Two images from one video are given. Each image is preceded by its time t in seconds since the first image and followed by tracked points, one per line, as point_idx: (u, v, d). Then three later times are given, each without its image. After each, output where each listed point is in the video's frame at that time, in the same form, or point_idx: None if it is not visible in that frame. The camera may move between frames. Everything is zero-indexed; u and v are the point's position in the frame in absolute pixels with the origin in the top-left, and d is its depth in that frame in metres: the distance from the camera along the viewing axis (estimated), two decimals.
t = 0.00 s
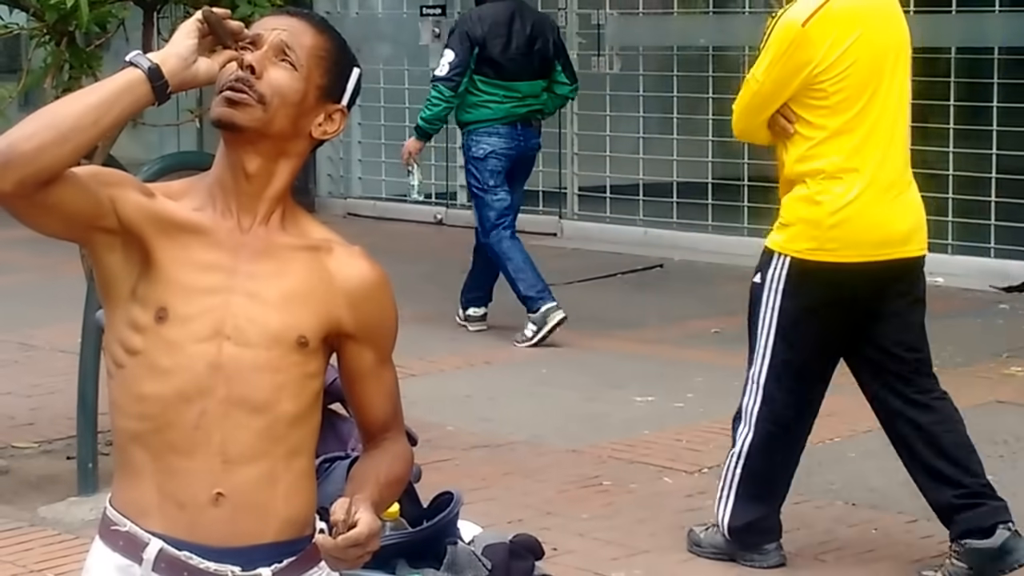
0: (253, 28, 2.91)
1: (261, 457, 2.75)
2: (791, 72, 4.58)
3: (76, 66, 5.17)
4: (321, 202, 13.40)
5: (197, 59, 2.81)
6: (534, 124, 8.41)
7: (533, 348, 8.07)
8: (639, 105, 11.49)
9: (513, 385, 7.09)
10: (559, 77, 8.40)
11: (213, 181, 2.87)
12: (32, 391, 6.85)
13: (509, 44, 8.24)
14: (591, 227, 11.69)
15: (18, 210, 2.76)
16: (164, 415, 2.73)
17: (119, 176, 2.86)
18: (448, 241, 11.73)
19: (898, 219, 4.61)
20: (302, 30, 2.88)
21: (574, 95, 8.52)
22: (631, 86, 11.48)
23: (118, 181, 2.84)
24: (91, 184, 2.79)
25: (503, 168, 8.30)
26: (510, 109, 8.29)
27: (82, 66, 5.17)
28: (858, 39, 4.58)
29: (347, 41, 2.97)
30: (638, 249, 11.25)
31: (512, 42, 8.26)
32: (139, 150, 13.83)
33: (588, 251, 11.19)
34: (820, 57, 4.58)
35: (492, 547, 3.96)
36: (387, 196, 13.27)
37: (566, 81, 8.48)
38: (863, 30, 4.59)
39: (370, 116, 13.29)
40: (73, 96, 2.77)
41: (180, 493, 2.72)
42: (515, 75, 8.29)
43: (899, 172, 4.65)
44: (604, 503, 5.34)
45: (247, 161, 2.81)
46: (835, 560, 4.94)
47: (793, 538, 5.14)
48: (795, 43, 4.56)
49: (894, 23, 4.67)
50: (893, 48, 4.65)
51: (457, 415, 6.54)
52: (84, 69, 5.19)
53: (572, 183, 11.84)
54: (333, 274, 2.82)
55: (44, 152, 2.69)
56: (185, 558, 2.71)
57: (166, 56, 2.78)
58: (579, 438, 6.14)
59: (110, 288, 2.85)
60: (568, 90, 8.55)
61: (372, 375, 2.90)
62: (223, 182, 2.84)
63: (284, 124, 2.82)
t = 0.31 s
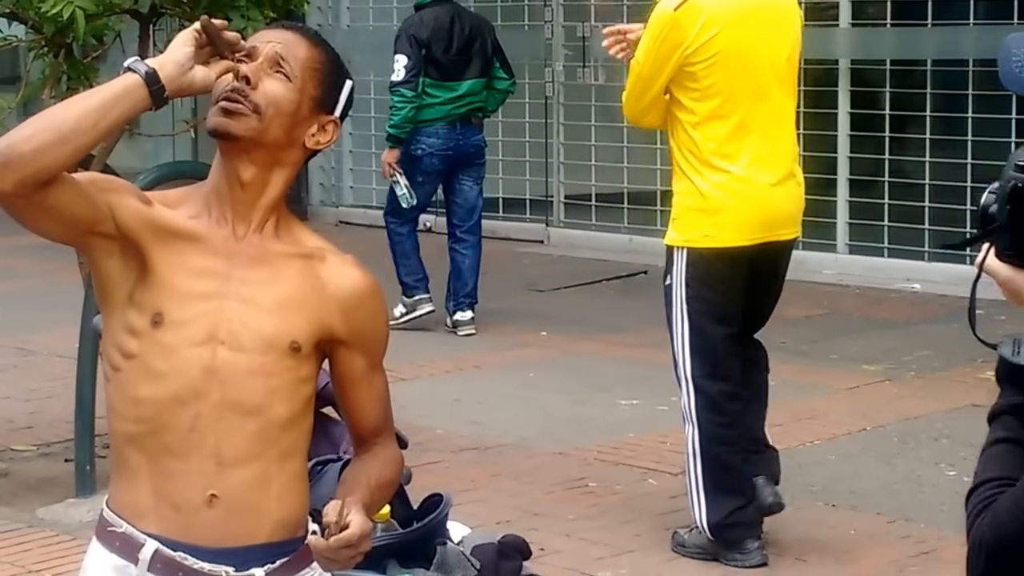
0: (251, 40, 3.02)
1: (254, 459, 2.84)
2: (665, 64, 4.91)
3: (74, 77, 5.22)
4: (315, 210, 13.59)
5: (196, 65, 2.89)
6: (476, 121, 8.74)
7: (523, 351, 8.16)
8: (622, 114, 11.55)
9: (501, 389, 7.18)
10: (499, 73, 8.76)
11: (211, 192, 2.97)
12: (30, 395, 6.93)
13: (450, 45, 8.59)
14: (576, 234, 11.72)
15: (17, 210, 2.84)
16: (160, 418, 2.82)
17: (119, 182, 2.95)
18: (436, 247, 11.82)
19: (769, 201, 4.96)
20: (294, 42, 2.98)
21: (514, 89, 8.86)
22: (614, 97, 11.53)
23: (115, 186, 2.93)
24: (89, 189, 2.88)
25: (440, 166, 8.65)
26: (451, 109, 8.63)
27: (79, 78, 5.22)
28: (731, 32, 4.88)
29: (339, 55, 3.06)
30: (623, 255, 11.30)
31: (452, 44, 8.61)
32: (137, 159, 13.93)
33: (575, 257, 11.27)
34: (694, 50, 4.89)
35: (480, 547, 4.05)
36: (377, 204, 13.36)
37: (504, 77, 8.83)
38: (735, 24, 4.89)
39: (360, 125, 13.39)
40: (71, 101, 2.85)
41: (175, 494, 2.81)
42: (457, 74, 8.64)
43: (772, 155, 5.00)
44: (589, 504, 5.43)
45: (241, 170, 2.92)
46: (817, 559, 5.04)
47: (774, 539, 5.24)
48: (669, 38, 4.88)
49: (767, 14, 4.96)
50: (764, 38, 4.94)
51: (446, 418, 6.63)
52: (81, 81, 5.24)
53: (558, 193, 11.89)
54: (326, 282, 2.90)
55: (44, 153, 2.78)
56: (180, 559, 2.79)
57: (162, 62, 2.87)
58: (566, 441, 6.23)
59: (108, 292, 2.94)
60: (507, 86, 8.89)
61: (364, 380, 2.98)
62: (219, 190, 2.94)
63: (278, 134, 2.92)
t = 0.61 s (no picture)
0: (251, 43, 3.02)
1: (253, 464, 2.80)
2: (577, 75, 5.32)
3: (75, 79, 5.23)
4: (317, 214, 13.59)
5: (156, 75, 2.84)
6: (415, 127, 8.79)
7: (527, 358, 8.12)
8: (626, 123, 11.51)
9: (502, 395, 7.13)
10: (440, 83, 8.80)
11: (210, 194, 2.94)
12: (28, 397, 6.90)
13: (393, 53, 8.59)
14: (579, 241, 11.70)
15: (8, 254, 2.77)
16: (158, 424, 2.78)
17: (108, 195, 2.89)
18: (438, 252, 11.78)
19: (679, 219, 5.30)
20: (295, 45, 2.98)
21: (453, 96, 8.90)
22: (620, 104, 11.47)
23: (102, 202, 2.87)
24: (78, 216, 2.82)
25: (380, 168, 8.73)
26: (391, 115, 8.66)
27: (80, 80, 5.23)
28: (645, 54, 5.22)
29: (339, 56, 3.07)
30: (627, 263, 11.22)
31: (395, 52, 8.61)
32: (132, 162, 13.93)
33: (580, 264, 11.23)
34: (609, 65, 5.28)
35: (483, 555, 4.02)
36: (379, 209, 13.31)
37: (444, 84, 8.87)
38: (651, 48, 5.23)
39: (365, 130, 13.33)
40: (45, 131, 2.77)
41: (174, 500, 2.77)
42: (398, 81, 8.66)
43: (685, 173, 5.33)
44: (591, 514, 5.40)
45: (242, 174, 2.89)
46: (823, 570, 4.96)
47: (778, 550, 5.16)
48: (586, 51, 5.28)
49: (689, 42, 5.28)
50: (679, 66, 5.26)
51: (447, 424, 6.59)
52: (81, 82, 5.23)
53: (563, 198, 11.82)
54: (328, 288, 2.87)
55: (24, 198, 2.69)
56: (179, 563, 2.75)
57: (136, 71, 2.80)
58: (568, 448, 6.17)
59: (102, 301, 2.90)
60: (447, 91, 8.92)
61: (365, 385, 2.94)
62: (219, 193, 2.91)
63: (280, 137, 2.91)
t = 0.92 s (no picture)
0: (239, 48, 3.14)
1: (251, 459, 2.93)
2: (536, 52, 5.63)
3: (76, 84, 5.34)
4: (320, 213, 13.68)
5: (94, 122, 2.82)
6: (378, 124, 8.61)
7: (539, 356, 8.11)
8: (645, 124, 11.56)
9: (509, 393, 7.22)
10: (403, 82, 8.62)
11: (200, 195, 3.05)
12: (31, 392, 7.12)
13: (354, 50, 8.44)
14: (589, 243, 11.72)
15: None
16: (155, 423, 2.89)
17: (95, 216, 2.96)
18: (449, 253, 11.91)
19: (617, 193, 5.72)
20: (284, 49, 3.13)
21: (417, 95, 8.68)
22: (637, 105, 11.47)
23: (86, 225, 2.94)
24: (60, 261, 2.86)
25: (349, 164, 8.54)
26: (358, 110, 8.50)
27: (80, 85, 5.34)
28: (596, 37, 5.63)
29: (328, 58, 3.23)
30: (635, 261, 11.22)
31: (358, 50, 8.46)
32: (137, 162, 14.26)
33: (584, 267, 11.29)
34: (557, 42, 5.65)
35: (482, 548, 4.04)
36: (384, 208, 13.45)
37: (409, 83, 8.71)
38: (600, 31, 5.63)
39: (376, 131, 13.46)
40: None
41: (173, 493, 2.88)
42: (361, 78, 8.49)
43: (625, 151, 5.73)
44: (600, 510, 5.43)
45: (233, 179, 3.00)
46: (841, 568, 4.90)
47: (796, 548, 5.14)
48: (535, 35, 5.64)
49: (635, 25, 5.67)
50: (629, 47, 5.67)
51: (449, 422, 6.71)
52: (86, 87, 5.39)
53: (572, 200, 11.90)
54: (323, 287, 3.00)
55: None
56: (177, 551, 2.86)
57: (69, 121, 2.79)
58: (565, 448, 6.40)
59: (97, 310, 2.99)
60: (412, 92, 8.74)
61: (364, 375, 3.07)
62: (210, 195, 3.02)
63: (272, 140, 3.05)
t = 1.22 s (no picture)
0: (206, 49, 3.13)
1: (255, 459, 2.99)
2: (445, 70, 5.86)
3: (79, 84, 5.34)
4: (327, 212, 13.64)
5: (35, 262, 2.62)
6: (337, 119, 8.87)
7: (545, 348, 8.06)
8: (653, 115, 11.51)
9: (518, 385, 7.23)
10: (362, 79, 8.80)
11: (174, 204, 3.07)
12: (35, 390, 7.21)
13: (316, 49, 8.54)
14: (598, 235, 11.67)
15: None
16: (157, 430, 2.96)
17: (77, 251, 2.99)
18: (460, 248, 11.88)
19: (527, 198, 5.98)
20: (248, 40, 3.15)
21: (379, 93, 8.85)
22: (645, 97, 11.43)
23: (68, 263, 2.97)
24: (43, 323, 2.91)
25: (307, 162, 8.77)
26: (315, 109, 8.70)
27: (84, 85, 5.34)
28: (499, 52, 5.87)
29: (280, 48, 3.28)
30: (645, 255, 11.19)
31: (321, 47, 8.60)
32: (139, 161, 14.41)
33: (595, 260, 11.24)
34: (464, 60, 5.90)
35: (488, 539, 4.06)
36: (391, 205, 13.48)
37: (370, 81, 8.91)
38: (502, 46, 5.87)
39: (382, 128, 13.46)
40: None
41: (175, 492, 2.94)
42: (323, 76, 8.64)
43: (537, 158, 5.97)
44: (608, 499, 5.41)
45: (218, 181, 3.03)
46: (846, 556, 4.88)
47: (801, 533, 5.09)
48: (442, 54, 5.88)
49: (539, 36, 5.92)
50: (532, 57, 5.92)
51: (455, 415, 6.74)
52: (86, 88, 5.36)
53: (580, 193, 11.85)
54: (322, 272, 3.10)
55: None
56: (180, 546, 2.91)
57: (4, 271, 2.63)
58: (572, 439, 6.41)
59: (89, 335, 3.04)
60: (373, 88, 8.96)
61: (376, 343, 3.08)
62: (185, 203, 3.06)
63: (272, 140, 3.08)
